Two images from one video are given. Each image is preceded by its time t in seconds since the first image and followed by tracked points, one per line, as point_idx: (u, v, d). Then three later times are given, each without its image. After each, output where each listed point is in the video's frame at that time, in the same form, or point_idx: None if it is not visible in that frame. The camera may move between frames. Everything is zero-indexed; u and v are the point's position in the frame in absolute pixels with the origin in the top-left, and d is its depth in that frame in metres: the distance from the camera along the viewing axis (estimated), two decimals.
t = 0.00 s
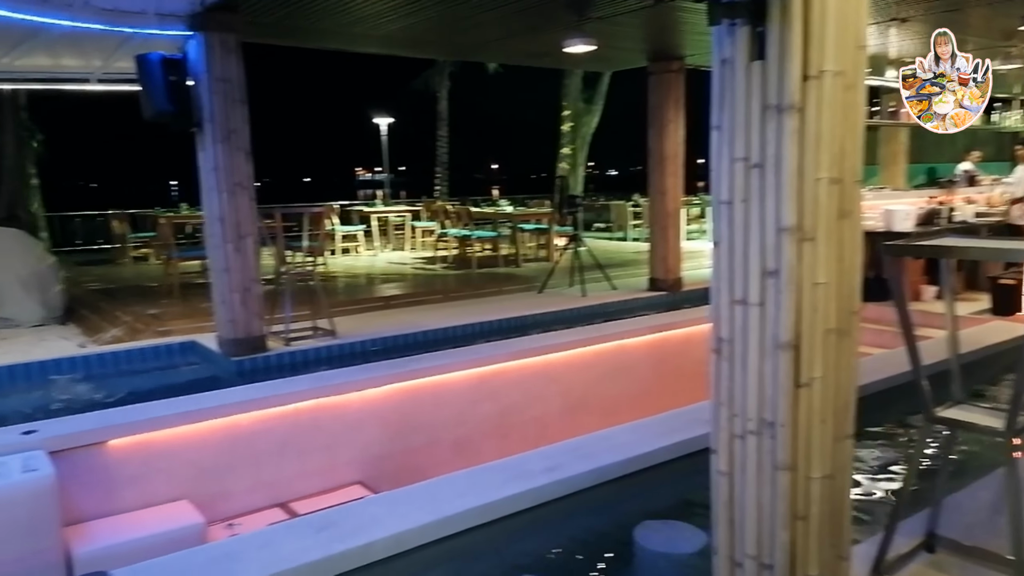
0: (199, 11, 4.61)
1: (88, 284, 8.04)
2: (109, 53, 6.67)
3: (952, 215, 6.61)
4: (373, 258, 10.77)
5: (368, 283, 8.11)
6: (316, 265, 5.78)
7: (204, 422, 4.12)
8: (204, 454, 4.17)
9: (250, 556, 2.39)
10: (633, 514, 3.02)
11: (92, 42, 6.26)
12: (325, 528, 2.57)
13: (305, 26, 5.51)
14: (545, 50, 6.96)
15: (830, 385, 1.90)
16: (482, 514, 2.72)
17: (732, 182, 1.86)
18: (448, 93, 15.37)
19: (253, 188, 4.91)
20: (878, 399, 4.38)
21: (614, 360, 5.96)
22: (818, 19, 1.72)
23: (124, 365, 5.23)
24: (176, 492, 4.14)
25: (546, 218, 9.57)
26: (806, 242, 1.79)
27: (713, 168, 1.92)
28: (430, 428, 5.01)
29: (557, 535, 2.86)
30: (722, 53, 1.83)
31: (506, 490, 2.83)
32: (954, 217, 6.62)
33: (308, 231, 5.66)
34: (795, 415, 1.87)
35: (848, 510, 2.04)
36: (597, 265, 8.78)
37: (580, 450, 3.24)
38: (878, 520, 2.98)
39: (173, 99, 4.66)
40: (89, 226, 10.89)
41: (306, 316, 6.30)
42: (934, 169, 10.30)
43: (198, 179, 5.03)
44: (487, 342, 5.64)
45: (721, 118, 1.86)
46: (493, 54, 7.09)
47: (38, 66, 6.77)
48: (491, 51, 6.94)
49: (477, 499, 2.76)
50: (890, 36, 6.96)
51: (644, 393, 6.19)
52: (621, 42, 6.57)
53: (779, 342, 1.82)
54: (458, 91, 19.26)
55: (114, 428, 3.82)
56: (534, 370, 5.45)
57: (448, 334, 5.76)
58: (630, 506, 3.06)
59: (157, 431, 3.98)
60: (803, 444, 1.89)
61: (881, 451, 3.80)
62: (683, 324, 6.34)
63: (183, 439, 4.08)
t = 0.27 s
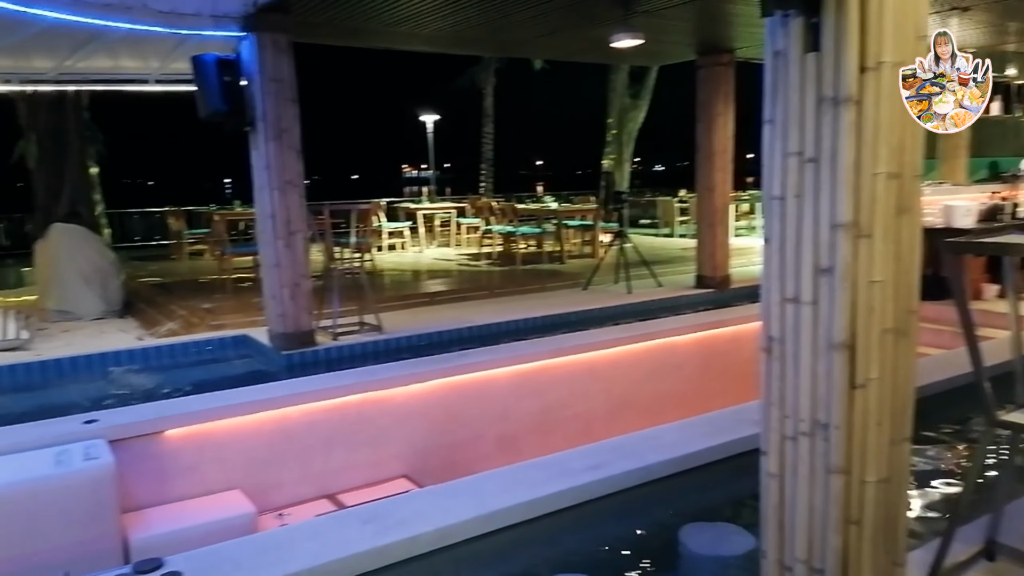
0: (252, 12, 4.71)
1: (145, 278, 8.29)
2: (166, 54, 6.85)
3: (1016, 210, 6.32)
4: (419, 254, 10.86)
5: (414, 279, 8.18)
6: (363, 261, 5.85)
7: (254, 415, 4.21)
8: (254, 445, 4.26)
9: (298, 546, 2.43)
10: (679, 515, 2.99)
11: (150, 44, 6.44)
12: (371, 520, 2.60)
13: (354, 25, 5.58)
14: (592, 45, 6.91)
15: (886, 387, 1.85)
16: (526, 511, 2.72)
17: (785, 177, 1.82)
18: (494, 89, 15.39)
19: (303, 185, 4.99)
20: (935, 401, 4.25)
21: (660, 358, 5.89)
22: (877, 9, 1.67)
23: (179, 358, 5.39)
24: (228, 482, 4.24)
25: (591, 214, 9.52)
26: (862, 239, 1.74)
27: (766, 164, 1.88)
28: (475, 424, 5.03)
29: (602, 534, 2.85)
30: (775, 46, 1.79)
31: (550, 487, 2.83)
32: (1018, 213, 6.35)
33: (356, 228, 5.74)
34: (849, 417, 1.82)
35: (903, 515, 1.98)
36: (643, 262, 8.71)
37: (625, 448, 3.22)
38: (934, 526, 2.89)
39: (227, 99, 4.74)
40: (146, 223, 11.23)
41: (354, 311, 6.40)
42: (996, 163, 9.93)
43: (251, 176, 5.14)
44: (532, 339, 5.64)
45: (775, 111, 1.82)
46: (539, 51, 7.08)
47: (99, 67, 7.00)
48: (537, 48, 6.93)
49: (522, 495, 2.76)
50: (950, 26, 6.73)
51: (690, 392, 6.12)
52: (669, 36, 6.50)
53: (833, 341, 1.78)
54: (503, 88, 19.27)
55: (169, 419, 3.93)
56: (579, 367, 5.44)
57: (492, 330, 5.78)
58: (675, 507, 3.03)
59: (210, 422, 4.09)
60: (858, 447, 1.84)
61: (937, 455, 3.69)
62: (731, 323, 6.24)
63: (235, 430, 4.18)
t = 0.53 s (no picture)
0: (299, 13, 4.78)
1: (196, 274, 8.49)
2: (216, 54, 7.01)
3: None
4: (461, 252, 10.92)
5: (456, 277, 8.23)
6: (406, 259, 5.90)
7: (299, 409, 4.29)
8: (299, 438, 4.33)
9: (342, 539, 2.47)
10: (721, 517, 2.95)
11: (201, 45, 6.59)
12: (413, 515, 2.63)
13: (398, 25, 5.63)
14: (636, 41, 6.85)
15: (940, 390, 1.80)
16: (566, 509, 2.71)
17: (835, 174, 1.78)
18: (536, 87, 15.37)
19: (348, 183, 5.06)
20: (990, 406, 4.12)
21: (703, 358, 5.82)
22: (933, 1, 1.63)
23: (227, 352, 5.51)
24: (274, 474, 4.31)
25: (634, 211, 9.45)
26: (916, 238, 1.69)
27: (815, 161, 1.85)
28: (515, 421, 5.03)
29: (642, 534, 2.83)
30: (826, 40, 1.76)
31: (591, 486, 2.82)
32: None
33: (399, 226, 5.79)
34: (900, 421, 1.78)
35: (955, 522, 1.93)
36: (686, 260, 8.61)
37: (667, 448, 3.19)
38: (987, 534, 2.81)
39: (276, 98, 4.89)
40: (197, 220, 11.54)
41: (396, 307, 6.46)
42: None
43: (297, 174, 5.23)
44: (573, 337, 5.62)
45: (825, 107, 1.79)
46: (582, 47, 7.04)
47: (152, 67, 7.18)
48: (580, 44, 6.90)
49: (562, 493, 2.76)
50: (1009, 17, 6.50)
51: (734, 393, 6.03)
52: (714, 32, 6.41)
53: (884, 343, 1.74)
54: (546, 85, 19.24)
55: (217, 411, 4.02)
56: (620, 366, 5.41)
57: (533, 328, 5.79)
58: (718, 508, 2.99)
59: (257, 415, 4.17)
60: (909, 451, 1.80)
61: (992, 462, 3.57)
62: (777, 322, 6.14)
63: (280, 424, 4.26)
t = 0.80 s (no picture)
0: (342, 15, 4.86)
1: (238, 271, 8.66)
2: (260, 56, 7.13)
3: None
4: (497, 252, 10.95)
5: (492, 276, 8.26)
6: (442, 258, 5.94)
7: (337, 405, 4.36)
8: (336, 434, 4.39)
9: (377, 534, 2.50)
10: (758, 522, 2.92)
11: (246, 46, 6.72)
12: (448, 512, 2.65)
13: (438, 25, 5.67)
14: (677, 40, 6.79)
15: (985, 396, 1.76)
16: (601, 510, 2.71)
17: (879, 174, 1.74)
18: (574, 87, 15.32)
19: (386, 183, 5.11)
20: None
21: (741, 360, 5.75)
22: None
23: (267, 349, 5.62)
24: (312, 469, 4.37)
25: (672, 212, 9.37)
26: (961, 240, 1.66)
27: (858, 161, 1.82)
28: (550, 421, 5.03)
29: (677, 538, 2.81)
30: (871, 38, 1.73)
31: (626, 487, 2.81)
32: None
33: (436, 225, 5.83)
34: (944, 427, 1.74)
35: (1000, 531, 1.88)
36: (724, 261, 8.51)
37: (704, 451, 3.16)
38: None
39: (317, 99, 4.97)
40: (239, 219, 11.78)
41: (433, 306, 6.51)
42: None
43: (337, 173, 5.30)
44: (610, 338, 5.60)
45: (868, 106, 1.76)
46: (622, 46, 7.00)
47: (198, 69, 7.34)
48: (619, 43, 6.86)
49: (598, 493, 2.75)
50: None
51: (773, 396, 5.95)
52: (756, 30, 6.32)
53: (928, 347, 1.70)
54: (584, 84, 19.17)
55: (258, 406, 4.10)
56: (657, 367, 5.37)
57: (569, 328, 5.78)
58: (753, 512, 2.96)
59: (296, 410, 4.25)
60: (952, 457, 1.76)
61: None
62: (817, 325, 6.03)
63: (320, 419, 4.33)
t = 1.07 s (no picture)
0: (378, 15, 4.90)
1: (275, 269, 8.79)
2: (298, 57, 7.23)
3: None
4: (531, 251, 10.96)
5: (525, 276, 8.26)
6: (475, 257, 5.95)
7: (370, 402, 4.40)
8: (369, 431, 4.43)
9: (408, 531, 2.52)
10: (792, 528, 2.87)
11: (284, 47, 6.82)
12: (479, 510, 2.66)
13: (474, 26, 5.69)
14: (714, 39, 6.72)
15: None
16: (632, 513, 2.69)
17: (920, 174, 1.71)
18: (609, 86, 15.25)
19: (421, 182, 5.14)
20: None
21: (777, 363, 5.67)
22: None
23: (303, 346, 5.69)
24: (345, 465, 4.41)
25: (707, 212, 9.27)
26: (1005, 242, 1.62)
27: (898, 161, 1.78)
28: (582, 422, 5.02)
29: (709, 542, 2.78)
30: (913, 36, 1.69)
31: (658, 489, 2.79)
32: None
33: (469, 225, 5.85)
34: (986, 434, 1.70)
35: None
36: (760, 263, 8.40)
37: (738, 454, 3.12)
38: None
39: (353, 99, 5.02)
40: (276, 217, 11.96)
41: (465, 305, 6.54)
42: None
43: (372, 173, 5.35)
44: (643, 339, 5.56)
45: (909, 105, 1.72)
46: (658, 45, 6.95)
47: (237, 70, 7.46)
48: (655, 42, 6.81)
49: (629, 495, 2.74)
50: None
51: (809, 400, 5.85)
52: (795, 28, 6.23)
53: (970, 352, 1.66)
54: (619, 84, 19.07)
55: (293, 402, 4.16)
56: (690, 369, 5.33)
57: (602, 329, 5.76)
58: (788, 518, 2.92)
59: (330, 407, 4.30)
60: (995, 465, 1.71)
61: None
62: (856, 329, 5.92)
63: (353, 416, 4.38)
